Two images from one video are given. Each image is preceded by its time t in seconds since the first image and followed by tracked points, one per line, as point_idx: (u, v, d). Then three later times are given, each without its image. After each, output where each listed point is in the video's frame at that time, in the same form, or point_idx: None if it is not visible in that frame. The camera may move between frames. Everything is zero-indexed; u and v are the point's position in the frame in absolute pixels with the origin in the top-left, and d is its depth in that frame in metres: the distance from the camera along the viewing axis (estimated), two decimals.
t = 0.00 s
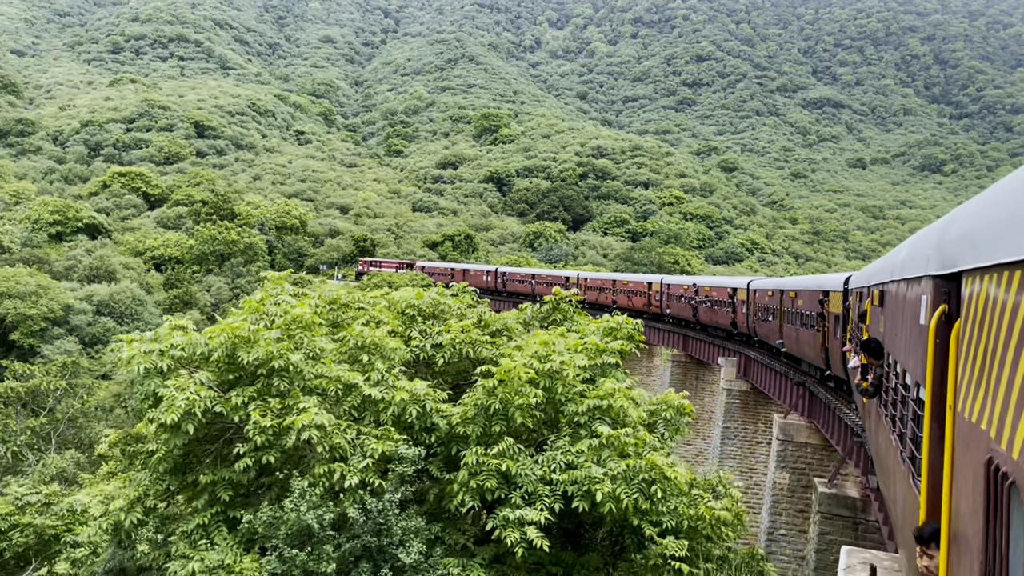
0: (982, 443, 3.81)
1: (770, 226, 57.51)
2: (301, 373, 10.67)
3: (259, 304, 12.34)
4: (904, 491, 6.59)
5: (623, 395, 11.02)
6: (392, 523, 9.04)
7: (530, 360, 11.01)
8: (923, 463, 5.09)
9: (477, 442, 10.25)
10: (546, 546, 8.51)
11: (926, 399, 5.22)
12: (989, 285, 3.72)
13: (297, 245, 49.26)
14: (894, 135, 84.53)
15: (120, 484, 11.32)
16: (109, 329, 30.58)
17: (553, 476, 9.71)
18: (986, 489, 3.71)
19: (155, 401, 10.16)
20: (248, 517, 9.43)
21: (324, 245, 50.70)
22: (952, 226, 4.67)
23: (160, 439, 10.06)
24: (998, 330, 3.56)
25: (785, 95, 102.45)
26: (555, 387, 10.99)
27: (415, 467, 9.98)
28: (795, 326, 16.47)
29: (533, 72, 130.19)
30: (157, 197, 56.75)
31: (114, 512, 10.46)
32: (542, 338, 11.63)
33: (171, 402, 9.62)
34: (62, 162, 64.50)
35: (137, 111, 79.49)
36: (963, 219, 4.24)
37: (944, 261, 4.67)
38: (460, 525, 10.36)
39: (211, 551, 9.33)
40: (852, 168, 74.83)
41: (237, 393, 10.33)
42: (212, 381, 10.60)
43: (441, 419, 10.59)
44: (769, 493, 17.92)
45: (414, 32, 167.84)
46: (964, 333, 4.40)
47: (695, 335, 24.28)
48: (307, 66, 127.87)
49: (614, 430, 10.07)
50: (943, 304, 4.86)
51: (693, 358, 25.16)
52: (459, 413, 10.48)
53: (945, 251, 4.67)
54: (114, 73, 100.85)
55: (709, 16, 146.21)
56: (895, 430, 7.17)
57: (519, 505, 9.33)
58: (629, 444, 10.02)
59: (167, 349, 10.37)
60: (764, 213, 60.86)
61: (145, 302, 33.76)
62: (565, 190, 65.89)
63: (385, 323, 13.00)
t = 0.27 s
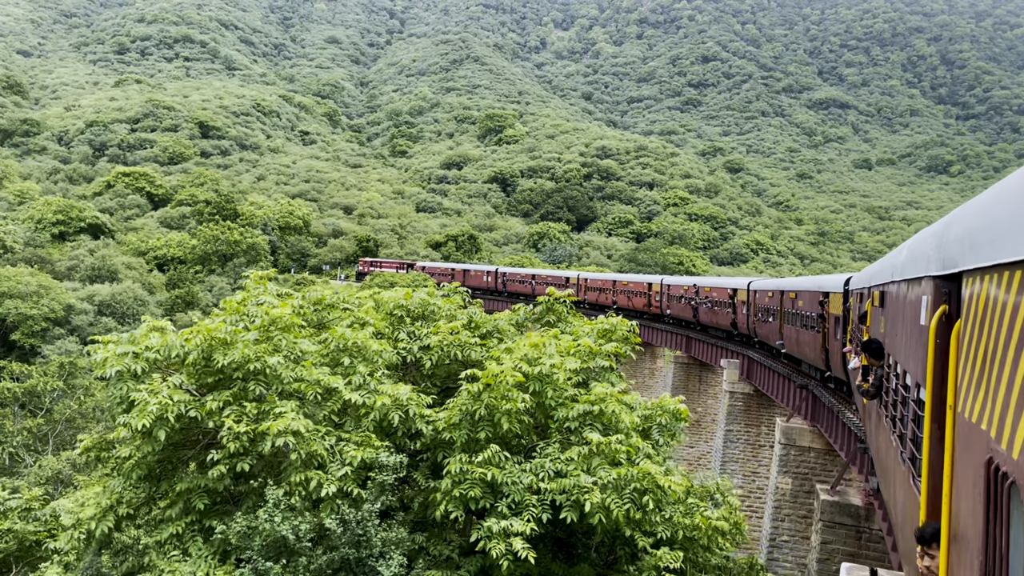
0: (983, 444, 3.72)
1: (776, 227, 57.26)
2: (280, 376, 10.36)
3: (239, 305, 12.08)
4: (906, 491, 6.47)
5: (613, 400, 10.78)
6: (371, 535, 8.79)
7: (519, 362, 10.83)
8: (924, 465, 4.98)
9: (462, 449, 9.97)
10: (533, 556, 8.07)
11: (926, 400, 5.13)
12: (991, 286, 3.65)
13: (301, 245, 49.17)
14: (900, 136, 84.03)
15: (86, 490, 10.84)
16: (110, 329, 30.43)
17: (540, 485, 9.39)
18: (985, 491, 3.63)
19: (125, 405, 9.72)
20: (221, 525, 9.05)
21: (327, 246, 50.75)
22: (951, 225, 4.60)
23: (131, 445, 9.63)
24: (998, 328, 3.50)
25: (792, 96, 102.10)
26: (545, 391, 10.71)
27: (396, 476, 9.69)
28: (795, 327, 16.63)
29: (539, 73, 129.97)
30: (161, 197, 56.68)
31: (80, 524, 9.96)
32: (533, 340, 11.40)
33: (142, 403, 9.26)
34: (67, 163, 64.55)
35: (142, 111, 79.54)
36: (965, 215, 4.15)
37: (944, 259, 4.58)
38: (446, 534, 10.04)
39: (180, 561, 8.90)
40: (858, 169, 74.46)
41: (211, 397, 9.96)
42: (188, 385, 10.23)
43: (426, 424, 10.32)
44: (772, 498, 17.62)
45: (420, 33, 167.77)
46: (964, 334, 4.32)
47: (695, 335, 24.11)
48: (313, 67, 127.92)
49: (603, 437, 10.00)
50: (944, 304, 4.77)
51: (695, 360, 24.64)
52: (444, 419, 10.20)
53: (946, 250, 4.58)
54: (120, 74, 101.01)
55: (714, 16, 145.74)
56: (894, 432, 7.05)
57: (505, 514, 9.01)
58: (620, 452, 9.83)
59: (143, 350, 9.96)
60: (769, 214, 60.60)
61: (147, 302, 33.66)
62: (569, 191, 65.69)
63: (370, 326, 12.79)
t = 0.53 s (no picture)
0: (982, 445, 3.71)
1: (781, 228, 57.02)
2: (256, 381, 10.11)
3: (219, 306, 11.91)
4: (904, 492, 6.44)
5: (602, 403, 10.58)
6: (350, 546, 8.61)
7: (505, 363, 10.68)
8: (924, 467, 4.98)
9: (445, 456, 9.76)
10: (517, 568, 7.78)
11: (926, 401, 5.12)
12: (992, 288, 3.63)
13: (304, 245, 49.11)
14: (907, 137, 83.56)
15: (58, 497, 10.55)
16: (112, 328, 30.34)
17: (526, 495, 9.17)
18: (987, 493, 3.60)
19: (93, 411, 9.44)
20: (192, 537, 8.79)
21: (330, 245, 50.67)
22: (952, 226, 4.58)
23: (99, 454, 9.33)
24: (997, 331, 3.49)
25: (797, 97, 101.80)
26: (533, 395, 10.46)
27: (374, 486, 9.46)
28: (796, 328, 16.53)
29: (543, 73, 129.73)
30: (164, 197, 56.61)
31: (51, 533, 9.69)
32: (523, 343, 11.17)
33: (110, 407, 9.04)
34: (71, 163, 64.59)
35: (146, 111, 79.59)
36: (964, 217, 4.15)
37: (945, 261, 4.57)
38: (430, 544, 9.72)
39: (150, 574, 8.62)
40: (864, 170, 74.15)
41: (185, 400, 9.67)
42: (161, 390, 9.93)
43: (409, 429, 10.11)
44: (773, 504, 17.42)
45: (425, 33, 167.52)
46: (964, 335, 4.30)
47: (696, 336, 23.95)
48: (318, 67, 127.96)
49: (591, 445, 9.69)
50: (946, 304, 4.75)
51: (698, 362, 24.40)
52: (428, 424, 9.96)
53: (946, 252, 4.56)
54: (125, 74, 101.10)
55: (720, 16, 145.26)
56: (895, 433, 7.00)
57: (489, 525, 8.79)
58: (609, 461, 9.56)
59: (113, 354, 9.66)
60: (775, 215, 60.37)
61: (149, 302, 33.58)
62: (573, 191, 65.54)
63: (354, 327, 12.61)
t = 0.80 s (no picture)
0: (980, 446, 3.79)
1: (785, 229, 56.82)
2: (230, 385, 9.90)
3: (194, 308, 11.72)
4: (903, 492, 6.48)
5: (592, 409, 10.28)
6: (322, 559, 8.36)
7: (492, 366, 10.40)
8: (923, 466, 5.06)
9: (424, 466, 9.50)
10: None
11: (925, 402, 5.20)
12: (991, 289, 3.71)
13: (306, 245, 49.03)
14: (911, 138, 83.20)
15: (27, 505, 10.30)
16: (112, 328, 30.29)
17: (509, 506, 8.90)
18: (983, 491, 3.69)
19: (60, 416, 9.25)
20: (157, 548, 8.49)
21: (332, 245, 50.59)
22: (952, 230, 4.66)
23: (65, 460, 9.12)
24: (997, 332, 3.56)
25: (802, 97, 101.50)
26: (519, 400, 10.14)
27: (350, 499, 9.16)
28: (795, 329, 16.46)
29: (547, 74, 129.49)
30: (167, 197, 56.62)
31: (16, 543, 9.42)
32: (509, 346, 10.88)
33: (74, 413, 8.88)
34: (75, 162, 64.67)
35: (150, 111, 79.66)
36: (964, 220, 4.25)
37: (944, 264, 4.68)
38: (411, 557, 9.38)
39: None
40: (869, 171, 73.88)
41: (155, 406, 9.50)
42: (131, 393, 9.74)
43: (388, 437, 9.85)
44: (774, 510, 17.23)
45: (429, 33, 167.31)
46: (962, 336, 4.38)
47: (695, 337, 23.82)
48: (322, 67, 128.04)
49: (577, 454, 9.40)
50: (945, 308, 4.84)
51: (700, 364, 23.99)
52: (408, 431, 9.70)
53: (946, 254, 4.66)
54: (130, 74, 101.25)
55: (724, 17, 144.86)
56: (893, 435, 7.08)
57: (470, 538, 8.51)
58: (596, 471, 9.27)
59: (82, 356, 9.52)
60: (779, 216, 60.16)
61: (149, 301, 33.54)
62: (577, 192, 65.38)
63: (334, 329, 12.37)
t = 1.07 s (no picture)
0: (974, 446, 3.88)
1: (790, 230, 56.51)
2: (198, 389, 9.56)
3: (166, 308, 11.43)
4: (899, 492, 6.58)
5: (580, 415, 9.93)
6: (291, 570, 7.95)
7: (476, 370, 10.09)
8: (919, 467, 5.15)
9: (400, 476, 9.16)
10: None
11: (923, 403, 5.28)
12: (984, 290, 3.80)
13: (307, 245, 48.81)
14: (917, 139, 82.78)
15: None
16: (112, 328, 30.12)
17: (490, 517, 8.53)
18: (978, 491, 3.78)
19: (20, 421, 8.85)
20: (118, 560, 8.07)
21: (334, 245, 50.42)
22: (945, 232, 4.78)
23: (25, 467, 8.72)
24: (991, 335, 3.65)
25: (807, 98, 101.09)
26: (503, 405, 9.84)
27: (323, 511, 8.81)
28: (793, 331, 16.52)
29: (551, 74, 129.10)
30: (169, 196, 56.51)
31: None
32: (494, 348, 10.66)
33: (35, 418, 8.53)
34: (78, 161, 64.63)
35: (153, 110, 79.63)
36: (960, 221, 4.36)
37: (940, 264, 4.78)
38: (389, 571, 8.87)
39: None
40: (874, 172, 73.49)
41: (121, 410, 9.12)
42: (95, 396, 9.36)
43: (365, 445, 9.56)
44: (774, 516, 16.99)
45: (433, 34, 167.07)
46: (958, 337, 4.48)
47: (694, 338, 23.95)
48: (326, 67, 127.97)
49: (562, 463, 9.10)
50: (941, 308, 4.95)
51: (701, 366, 23.73)
52: (386, 437, 9.39)
53: (941, 255, 4.78)
54: (134, 73, 101.23)
55: (729, 18, 144.27)
56: (889, 435, 7.21)
57: (448, 551, 8.10)
58: (583, 481, 8.93)
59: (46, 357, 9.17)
60: (783, 217, 59.87)
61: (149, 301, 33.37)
62: (580, 193, 65.10)
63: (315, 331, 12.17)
